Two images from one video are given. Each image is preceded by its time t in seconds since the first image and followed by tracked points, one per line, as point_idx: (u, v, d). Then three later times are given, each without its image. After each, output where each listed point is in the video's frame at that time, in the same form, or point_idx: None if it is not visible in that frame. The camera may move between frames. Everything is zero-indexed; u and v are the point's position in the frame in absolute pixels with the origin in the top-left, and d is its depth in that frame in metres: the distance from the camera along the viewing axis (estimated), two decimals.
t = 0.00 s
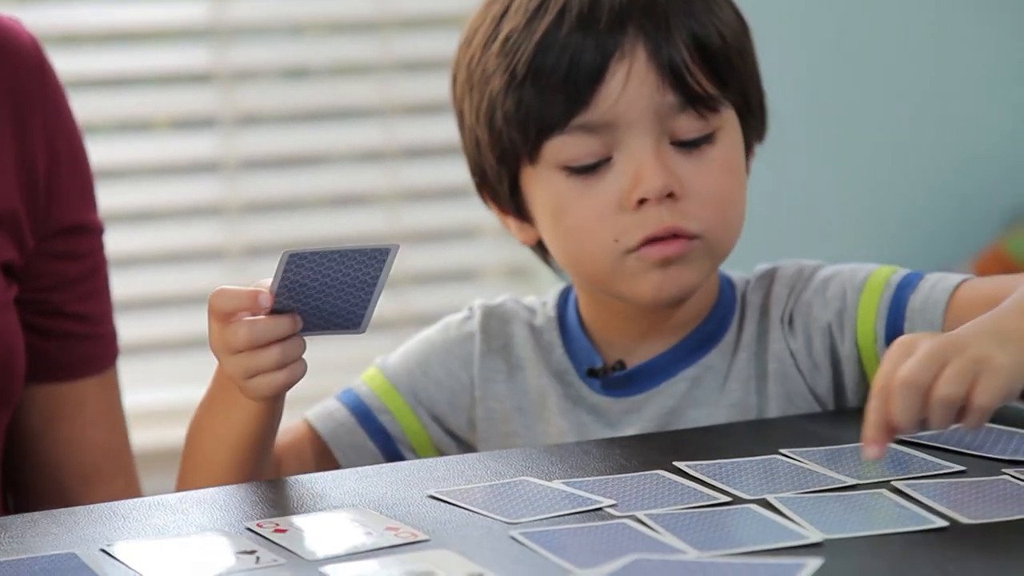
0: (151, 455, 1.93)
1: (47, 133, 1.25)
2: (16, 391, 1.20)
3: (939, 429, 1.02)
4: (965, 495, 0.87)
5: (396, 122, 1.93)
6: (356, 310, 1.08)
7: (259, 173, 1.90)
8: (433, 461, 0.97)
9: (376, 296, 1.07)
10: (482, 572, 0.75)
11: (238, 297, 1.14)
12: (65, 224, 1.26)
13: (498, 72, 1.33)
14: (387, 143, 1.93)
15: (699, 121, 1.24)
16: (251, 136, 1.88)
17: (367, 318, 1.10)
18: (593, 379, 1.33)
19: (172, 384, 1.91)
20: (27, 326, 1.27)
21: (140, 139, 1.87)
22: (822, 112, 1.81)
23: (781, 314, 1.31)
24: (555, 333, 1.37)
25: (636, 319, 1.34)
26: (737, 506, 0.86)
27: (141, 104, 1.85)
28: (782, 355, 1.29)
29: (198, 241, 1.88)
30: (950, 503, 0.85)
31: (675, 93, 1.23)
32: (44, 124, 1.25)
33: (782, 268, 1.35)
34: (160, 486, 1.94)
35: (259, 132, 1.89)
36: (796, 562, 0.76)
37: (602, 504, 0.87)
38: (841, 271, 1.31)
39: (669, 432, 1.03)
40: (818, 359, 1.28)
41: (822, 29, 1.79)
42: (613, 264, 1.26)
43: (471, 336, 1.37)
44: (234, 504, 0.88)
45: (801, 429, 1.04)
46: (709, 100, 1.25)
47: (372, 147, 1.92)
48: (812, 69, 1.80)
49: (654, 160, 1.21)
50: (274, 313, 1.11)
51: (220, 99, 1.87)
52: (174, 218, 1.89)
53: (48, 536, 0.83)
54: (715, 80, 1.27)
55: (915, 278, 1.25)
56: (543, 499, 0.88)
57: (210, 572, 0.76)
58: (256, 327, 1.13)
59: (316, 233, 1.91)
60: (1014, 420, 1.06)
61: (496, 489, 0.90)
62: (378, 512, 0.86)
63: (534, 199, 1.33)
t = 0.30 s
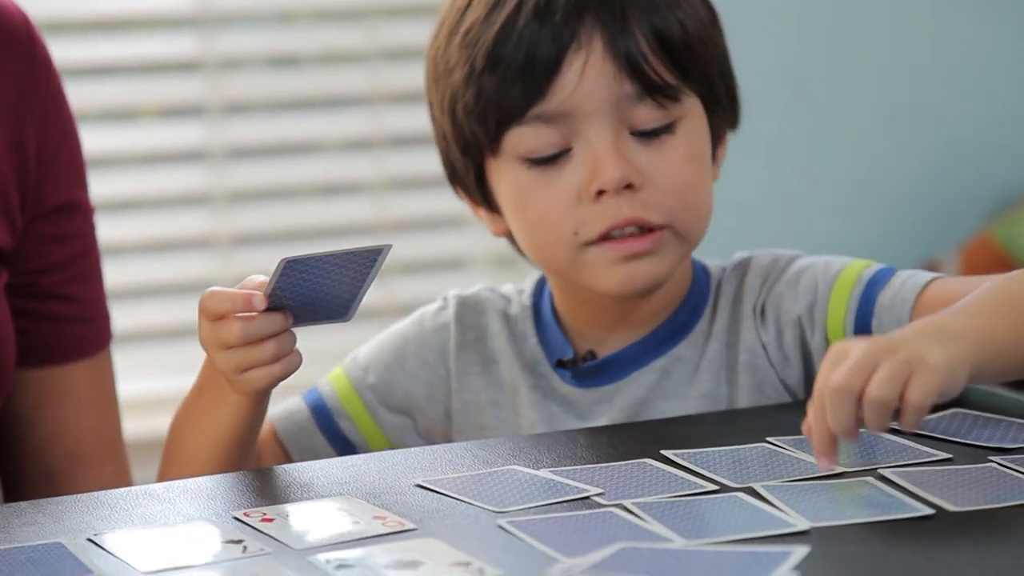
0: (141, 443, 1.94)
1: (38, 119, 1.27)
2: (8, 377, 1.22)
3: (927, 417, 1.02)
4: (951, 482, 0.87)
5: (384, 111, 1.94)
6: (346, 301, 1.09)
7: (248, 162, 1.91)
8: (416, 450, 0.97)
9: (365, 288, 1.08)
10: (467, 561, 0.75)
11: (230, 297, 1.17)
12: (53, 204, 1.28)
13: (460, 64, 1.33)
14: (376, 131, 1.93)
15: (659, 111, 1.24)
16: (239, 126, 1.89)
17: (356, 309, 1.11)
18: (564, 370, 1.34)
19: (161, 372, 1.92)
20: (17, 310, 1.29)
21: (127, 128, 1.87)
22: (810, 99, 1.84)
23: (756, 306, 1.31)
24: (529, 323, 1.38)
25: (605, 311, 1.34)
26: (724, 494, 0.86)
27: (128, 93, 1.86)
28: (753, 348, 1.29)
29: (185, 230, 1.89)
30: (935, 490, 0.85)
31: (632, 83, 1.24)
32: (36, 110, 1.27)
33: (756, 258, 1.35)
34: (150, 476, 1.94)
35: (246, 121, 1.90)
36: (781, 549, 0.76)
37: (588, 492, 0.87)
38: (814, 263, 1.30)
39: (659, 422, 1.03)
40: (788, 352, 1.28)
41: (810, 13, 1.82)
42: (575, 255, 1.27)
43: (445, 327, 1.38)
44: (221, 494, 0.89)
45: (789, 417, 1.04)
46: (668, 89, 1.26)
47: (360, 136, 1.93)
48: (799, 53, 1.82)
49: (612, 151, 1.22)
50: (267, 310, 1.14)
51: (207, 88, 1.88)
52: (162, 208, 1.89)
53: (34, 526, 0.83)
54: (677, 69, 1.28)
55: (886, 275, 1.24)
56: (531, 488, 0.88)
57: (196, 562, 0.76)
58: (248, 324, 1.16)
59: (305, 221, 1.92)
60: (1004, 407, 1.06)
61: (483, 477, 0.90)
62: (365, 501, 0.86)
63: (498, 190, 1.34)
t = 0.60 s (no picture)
0: (119, 435, 1.93)
1: (13, 113, 1.28)
2: None
3: (907, 408, 1.03)
4: (928, 472, 0.87)
5: (364, 101, 1.94)
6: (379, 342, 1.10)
7: (227, 152, 1.90)
8: (394, 444, 0.97)
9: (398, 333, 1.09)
10: (446, 552, 0.75)
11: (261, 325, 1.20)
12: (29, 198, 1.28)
13: (415, 60, 1.34)
14: (355, 121, 1.93)
15: (612, 96, 1.24)
16: (217, 117, 1.89)
17: (389, 347, 1.12)
18: (530, 369, 1.34)
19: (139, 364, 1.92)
20: None
21: (106, 119, 1.87)
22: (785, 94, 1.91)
23: (716, 300, 1.30)
24: (500, 320, 1.38)
25: (568, 301, 1.33)
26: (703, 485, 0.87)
27: (106, 84, 1.85)
28: (710, 345, 1.28)
29: (163, 221, 1.88)
30: (913, 480, 0.86)
31: (583, 70, 1.23)
32: (11, 104, 1.28)
33: (721, 250, 1.34)
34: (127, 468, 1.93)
35: (225, 111, 1.90)
36: (759, 539, 0.76)
37: (567, 483, 0.87)
38: (776, 259, 1.28)
39: (636, 413, 1.03)
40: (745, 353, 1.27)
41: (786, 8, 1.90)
42: (535, 245, 1.26)
43: (411, 331, 1.39)
44: (200, 485, 0.88)
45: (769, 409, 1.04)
46: (620, 75, 1.25)
47: (340, 127, 1.93)
48: (773, 46, 1.90)
49: (565, 139, 1.21)
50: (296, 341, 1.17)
51: (185, 79, 1.87)
52: (141, 199, 1.88)
53: (12, 519, 0.83)
54: (629, 54, 1.27)
55: (840, 280, 1.21)
56: (510, 479, 0.88)
57: (174, 554, 0.76)
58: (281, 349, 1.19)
59: (284, 212, 1.92)
60: (984, 401, 1.06)
61: (461, 469, 0.90)
62: (342, 493, 0.86)
63: (460, 183, 1.34)
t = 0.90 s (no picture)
0: (103, 430, 1.93)
1: None
2: None
3: (888, 401, 1.03)
4: (910, 466, 0.87)
5: (348, 95, 1.94)
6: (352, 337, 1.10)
7: (210, 147, 1.90)
8: (375, 438, 0.96)
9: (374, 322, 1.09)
10: (430, 547, 0.75)
11: (240, 291, 1.18)
12: (14, 194, 1.28)
13: (384, 55, 1.33)
14: (339, 116, 1.93)
15: (577, 92, 1.23)
16: (201, 111, 1.88)
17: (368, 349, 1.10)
18: (502, 364, 1.33)
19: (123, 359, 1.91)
20: None
21: (89, 113, 1.86)
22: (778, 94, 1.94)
23: (685, 293, 1.30)
24: (476, 315, 1.38)
25: (539, 298, 1.33)
26: (687, 479, 0.87)
27: (89, 78, 1.85)
28: (680, 339, 1.29)
29: (147, 216, 1.88)
30: (895, 474, 0.86)
31: (547, 66, 1.22)
32: None
33: (690, 244, 1.34)
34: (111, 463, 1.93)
35: (209, 106, 1.89)
36: (743, 533, 0.76)
37: (551, 478, 0.87)
38: (742, 251, 1.28)
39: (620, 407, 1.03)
40: (714, 345, 1.27)
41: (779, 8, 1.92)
42: (501, 242, 1.25)
43: (386, 327, 1.38)
44: (183, 480, 0.88)
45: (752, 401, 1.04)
46: (585, 71, 1.24)
47: (324, 121, 1.92)
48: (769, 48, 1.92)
49: (529, 135, 1.20)
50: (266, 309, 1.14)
51: (168, 73, 1.86)
52: (124, 193, 1.88)
53: None
54: (595, 50, 1.26)
55: (799, 268, 1.21)
56: (494, 474, 0.88)
57: (158, 549, 0.76)
58: (253, 315, 1.16)
59: (268, 207, 1.92)
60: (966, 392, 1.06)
61: (445, 464, 0.90)
62: (326, 488, 0.86)
63: (429, 179, 1.33)
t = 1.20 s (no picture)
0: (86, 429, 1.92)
1: None
2: None
3: (871, 398, 1.03)
4: (895, 461, 0.88)
5: (332, 92, 1.94)
6: (324, 349, 1.09)
7: (194, 143, 1.90)
8: (359, 434, 0.96)
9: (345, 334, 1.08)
10: (415, 543, 0.75)
11: (210, 308, 1.16)
12: None
13: (361, 53, 1.33)
14: (324, 112, 1.93)
15: (552, 89, 1.22)
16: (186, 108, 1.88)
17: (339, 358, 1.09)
18: (480, 363, 1.32)
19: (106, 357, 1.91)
20: None
21: (74, 110, 1.85)
22: (774, 94, 1.97)
23: (648, 287, 1.28)
24: (455, 312, 1.36)
25: (518, 293, 1.32)
26: (672, 475, 0.87)
27: (74, 75, 1.84)
28: (642, 334, 1.27)
29: (132, 212, 1.87)
30: (880, 470, 0.86)
31: (522, 63, 1.22)
32: None
33: (659, 238, 1.33)
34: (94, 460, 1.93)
35: (194, 102, 1.89)
36: (728, 529, 0.76)
37: (537, 474, 0.87)
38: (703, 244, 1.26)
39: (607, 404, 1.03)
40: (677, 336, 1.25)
41: (774, 9, 1.95)
42: (478, 236, 1.25)
43: (367, 325, 1.39)
44: (167, 477, 0.88)
45: (737, 398, 1.04)
46: (561, 68, 1.24)
47: (309, 117, 1.92)
48: (766, 48, 1.95)
49: (505, 131, 1.20)
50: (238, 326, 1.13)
51: (152, 70, 1.86)
52: (110, 190, 1.87)
53: None
54: (572, 47, 1.26)
55: (750, 260, 1.18)
56: (479, 471, 0.88)
57: (143, 546, 0.76)
58: (226, 333, 1.14)
59: (252, 204, 1.91)
60: (948, 385, 1.06)
61: (430, 461, 0.90)
62: (311, 484, 0.86)
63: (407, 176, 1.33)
